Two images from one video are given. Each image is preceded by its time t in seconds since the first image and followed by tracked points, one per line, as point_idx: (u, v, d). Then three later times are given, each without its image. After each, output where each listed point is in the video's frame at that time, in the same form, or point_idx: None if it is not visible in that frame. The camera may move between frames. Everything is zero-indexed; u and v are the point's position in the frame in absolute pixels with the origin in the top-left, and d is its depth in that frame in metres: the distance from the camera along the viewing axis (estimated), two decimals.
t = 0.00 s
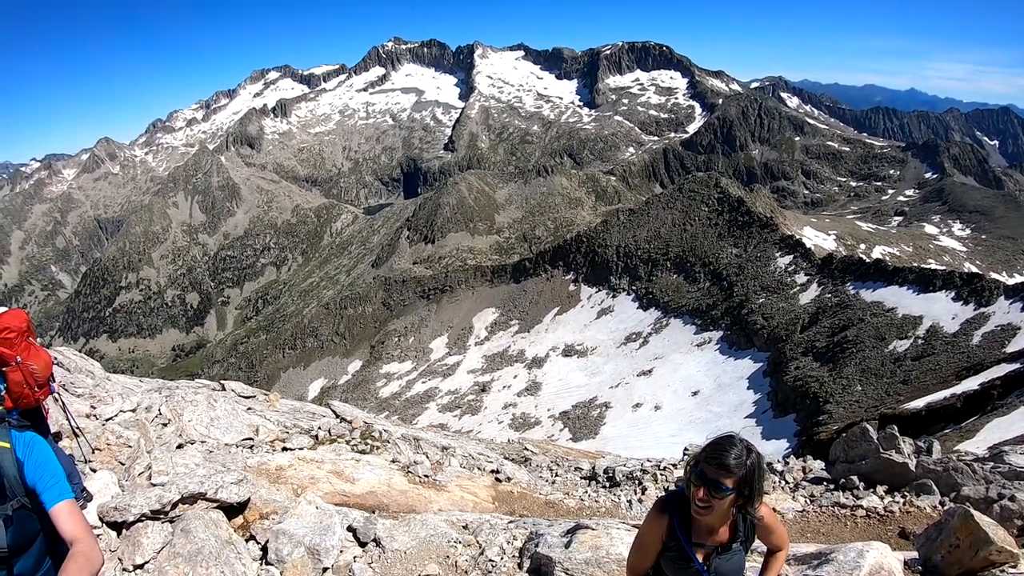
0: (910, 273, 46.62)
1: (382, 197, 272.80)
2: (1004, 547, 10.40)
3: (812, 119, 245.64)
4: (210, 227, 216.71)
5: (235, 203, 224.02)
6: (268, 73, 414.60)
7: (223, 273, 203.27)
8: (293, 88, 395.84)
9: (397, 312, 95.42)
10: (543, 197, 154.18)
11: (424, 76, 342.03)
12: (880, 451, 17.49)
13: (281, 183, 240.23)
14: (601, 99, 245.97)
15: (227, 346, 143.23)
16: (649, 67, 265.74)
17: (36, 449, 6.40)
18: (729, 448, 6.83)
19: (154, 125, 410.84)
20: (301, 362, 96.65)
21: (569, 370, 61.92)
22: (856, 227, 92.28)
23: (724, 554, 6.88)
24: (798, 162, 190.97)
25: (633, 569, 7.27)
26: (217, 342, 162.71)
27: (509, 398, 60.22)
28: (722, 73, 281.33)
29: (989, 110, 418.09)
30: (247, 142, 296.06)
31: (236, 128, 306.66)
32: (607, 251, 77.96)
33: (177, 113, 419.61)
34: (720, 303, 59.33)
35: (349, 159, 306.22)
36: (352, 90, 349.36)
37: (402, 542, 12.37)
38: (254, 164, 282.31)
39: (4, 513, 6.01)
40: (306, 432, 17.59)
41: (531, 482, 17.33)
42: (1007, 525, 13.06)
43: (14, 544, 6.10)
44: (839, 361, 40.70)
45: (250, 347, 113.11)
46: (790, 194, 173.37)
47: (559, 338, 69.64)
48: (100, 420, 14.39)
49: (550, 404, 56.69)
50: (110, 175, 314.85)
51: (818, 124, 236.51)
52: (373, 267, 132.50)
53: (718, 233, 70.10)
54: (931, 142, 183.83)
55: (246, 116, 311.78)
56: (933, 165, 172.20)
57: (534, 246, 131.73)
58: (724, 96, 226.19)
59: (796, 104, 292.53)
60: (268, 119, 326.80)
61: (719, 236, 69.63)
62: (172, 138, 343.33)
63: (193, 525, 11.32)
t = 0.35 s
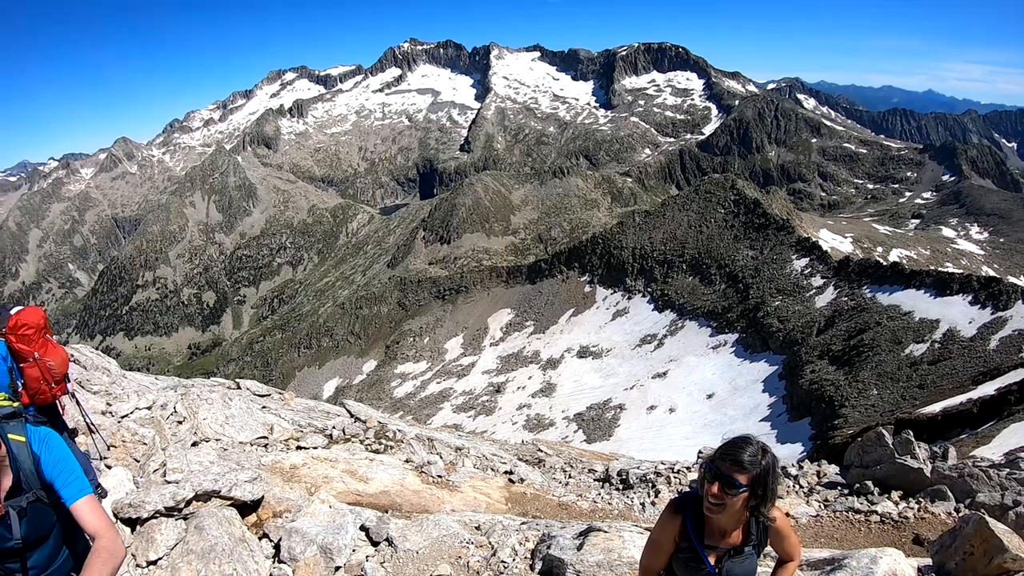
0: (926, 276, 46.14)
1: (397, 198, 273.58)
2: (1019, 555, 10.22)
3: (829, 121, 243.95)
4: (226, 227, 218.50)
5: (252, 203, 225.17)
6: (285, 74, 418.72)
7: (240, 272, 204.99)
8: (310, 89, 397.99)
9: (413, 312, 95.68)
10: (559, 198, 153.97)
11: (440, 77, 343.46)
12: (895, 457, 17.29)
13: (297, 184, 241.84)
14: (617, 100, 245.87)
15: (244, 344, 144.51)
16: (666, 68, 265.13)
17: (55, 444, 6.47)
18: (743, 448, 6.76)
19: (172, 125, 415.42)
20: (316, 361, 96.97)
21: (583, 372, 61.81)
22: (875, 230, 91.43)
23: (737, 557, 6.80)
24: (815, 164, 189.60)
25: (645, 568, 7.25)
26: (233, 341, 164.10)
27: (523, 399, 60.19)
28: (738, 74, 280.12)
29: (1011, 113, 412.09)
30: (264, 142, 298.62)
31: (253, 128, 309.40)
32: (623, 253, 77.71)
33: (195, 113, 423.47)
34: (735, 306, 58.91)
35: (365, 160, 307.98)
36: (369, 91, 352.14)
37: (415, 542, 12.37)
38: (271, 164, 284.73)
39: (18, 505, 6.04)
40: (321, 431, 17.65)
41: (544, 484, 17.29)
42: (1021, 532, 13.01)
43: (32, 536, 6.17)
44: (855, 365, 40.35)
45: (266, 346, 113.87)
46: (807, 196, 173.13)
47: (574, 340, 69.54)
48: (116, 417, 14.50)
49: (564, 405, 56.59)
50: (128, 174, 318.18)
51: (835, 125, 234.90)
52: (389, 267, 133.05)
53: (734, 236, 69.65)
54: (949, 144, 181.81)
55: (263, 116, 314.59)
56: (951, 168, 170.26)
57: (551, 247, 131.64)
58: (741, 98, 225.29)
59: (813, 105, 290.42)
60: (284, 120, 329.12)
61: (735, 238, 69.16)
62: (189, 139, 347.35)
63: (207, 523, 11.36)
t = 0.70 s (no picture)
0: (938, 277, 45.73)
1: (407, 198, 274.14)
2: None
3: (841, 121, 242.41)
4: (237, 227, 219.83)
5: (264, 203, 226.23)
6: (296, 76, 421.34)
7: (251, 272, 206.05)
8: (320, 89, 399.72)
9: (424, 313, 95.93)
10: (570, 199, 153.77)
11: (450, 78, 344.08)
12: (906, 459, 17.12)
13: (308, 184, 242.82)
14: (629, 101, 245.58)
15: (255, 344, 145.33)
16: (676, 68, 264.38)
17: (65, 438, 6.36)
18: (752, 447, 6.64)
19: (184, 125, 418.52)
20: (328, 361, 97.31)
21: (593, 372, 61.75)
22: (889, 231, 90.71)
23: (744, 557, 6.75)
24: (826, 165, 188.39)
25: (654, 566, 7.24)
26: (244, 341, 164.97)
27: (534, 400, 60.16)
28: (749, 75, 278.94)
29: None
30: (275, 143, 300.27)
31: (265, 129, 311.25)
32: (634, 253, 77.51)
33: (206, 114, 426.19)
34: (747, 306, 58.63)
35: (376, 160, 308.96)
36: (379, 92, 353.48)
37: (423, 540, 12.37)
38: (282, 165, 286.30)
39: (29, 498, 5.96)
40: (331, 430, 17.71)
41: (553, 484, 17.23)
42: None
43: (47, 532, 6.17)
44: (867, 366, 40.10)
45: (277, 346, 114.35)
46: (819, 196, 172.38)
47: (584, 341, 69.45)
48: (127, 416, 14.58)
49: (575, 406, 56.53)
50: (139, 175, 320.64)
51: (847, 125, 233.36)
52: (400, 267, 133.34)
53: (745, 237, 69.29)
54: (962, 144, 180.12)
55: (274, 117, 316.42)
56: (964, 168, 168.71)
57: (562, 248, 131.60)
58: (752, 98, 224.36)
59: (824, 105, 288.47)
60: (295, 121, 330.96)
61: (746, 239, 68.83)
62: (201, 139, 349.96)
63: (216, 521, 11.39)
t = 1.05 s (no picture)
0: (939, 277, 45.69)
1: (406, 199, 274.33)
2: None
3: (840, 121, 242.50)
4: (237, 229, 219.93)
5: (263, 205, 226.23)
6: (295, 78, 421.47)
7: (251, 274, 206.09)
8: (320, 91, 399.99)
9: (425, 314, 95.96)
10: (569, 200, 153.89)
11: (450, 79, 344.01)
12: (906, 459, 17.13)
13: (308, 186, 242.88)
14: (628, 102, 245.81)
15: (255, 346, 145.48)
16: (676, 69, 264.46)
17: (62, 437, 6.40)
18: (747, 447, 6.62)
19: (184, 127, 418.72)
20: (328, 362, 97.35)
21: (594, 373, 61.73)
22: (889, 230, 90.71)
23: (740, 556, 6.80)
24: (826, 165, 188.44)
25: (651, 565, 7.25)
26: (245, 342, 165.10)
27: (534, 401, 60.14)
28: (748, 75, 279.00)
29: None
30: (274, 145, 300.46)
31: (264, 130, 311.50)
32: (634, 254, 77.53)
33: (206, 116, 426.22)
34: (747, 306, 58.64)
35: (375, 162, 309.01)
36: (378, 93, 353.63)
37: (424, 541, 12.34)
38: (282, 167, 286.59)
39: (29, 496, 5.98)
40: (331, 431, 17.71)
41: (553, 485, 17.24)
42: None
43: (46, 529, 6.18)
44: (867, 366, 40.06)
45: (278, 347, 114.43)
46: (819, 197, 172.56)
47: (584, 341, 69.48)
48: (128, 418, 14.59)
49: (575, 407, 56.54)
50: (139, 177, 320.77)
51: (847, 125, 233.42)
52: (401, 268, 133.38)
53: (745, 237, 69.26)
54: (961, 143, 180.17)
55: (273, 119, 316.59)
56: (963, 167, 168.78)
57: (562, 249, 131.68)
58: (751, 98, 224.45)
59: (824, 105, 288.58)
60: (294, 122, 331.13)
61: (746, 239, 68.82)
62: (200, 141, 350.36)
63: (217, 522, 11.40)
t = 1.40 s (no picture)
0: (931, 278, 45.93)
1: (400, 200, 274.20)
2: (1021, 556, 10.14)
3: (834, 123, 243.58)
4: (231, 230, 219.29)
5: (257, 206, 225.60)
6: (288, 78, 421.32)
7: (244, 274, 205.56)
8: (313, 92, 399.75)
9: (417, 315, 95.92)
10: (563, 201, 154.09)
11: (444, 79, 344.17)
12: (899, 458, 17.20)
13: (302, 186, 242.36)
14: (621, 103, 246.17)
15: (248, 347, 145.27)
16: (669, 70, 265.15)
17: (51, 442, 6.46)
18: (733, 450, 6.61)
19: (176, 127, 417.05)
20: (321, 363, 97.32)
21: (587, 374, 61.80)
22: (879, 231, 91.32)
23: (728, 558, 6.79)
24: (819, 166, 189.33)
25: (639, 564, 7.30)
26: (238, 343, 164.84)
27: (528, 402, 60.11)
28: (742, 76, 279.90)
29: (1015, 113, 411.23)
30: (268, 145, 299.66)
31: (258, 131, 310.79)
32: (628, 255, 77.66)
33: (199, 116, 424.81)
34: (740, 307, 58.74)
35: (369, 162, 308.62)
36: (372, 93, 353.93)
37: (417, 542, 12.31)
38: (275, 167, 286.08)
39: (17, 503, 6.12)
40: (324, 432, 17.69)
41: (547, 485, 17.26)
42: None
43: (34, 535, 6.27)
44: (860, 367, 40.24)
45: (270, 348, 114.22)
46: (812, 197, 173.34)
47: (578, 342, 69.55)
48: (120, 419, 14.46)
49: (569, 408, 56.57)
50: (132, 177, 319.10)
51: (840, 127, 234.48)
52: (394, 269, 133.28)
53: (738, 238, 69.52)
54: (953, 144, 181.20)
55: (267, 119, 315.74)
56: (955, 169, 169.84)
57: (555, 250, 131.83)
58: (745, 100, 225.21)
59: (816, 107, 289.79)
60: (288, 123, 330.76)
61: (739, 240, 69.06)
62: (193, 141, 349.46)
63: (210, 523, 11.37)
